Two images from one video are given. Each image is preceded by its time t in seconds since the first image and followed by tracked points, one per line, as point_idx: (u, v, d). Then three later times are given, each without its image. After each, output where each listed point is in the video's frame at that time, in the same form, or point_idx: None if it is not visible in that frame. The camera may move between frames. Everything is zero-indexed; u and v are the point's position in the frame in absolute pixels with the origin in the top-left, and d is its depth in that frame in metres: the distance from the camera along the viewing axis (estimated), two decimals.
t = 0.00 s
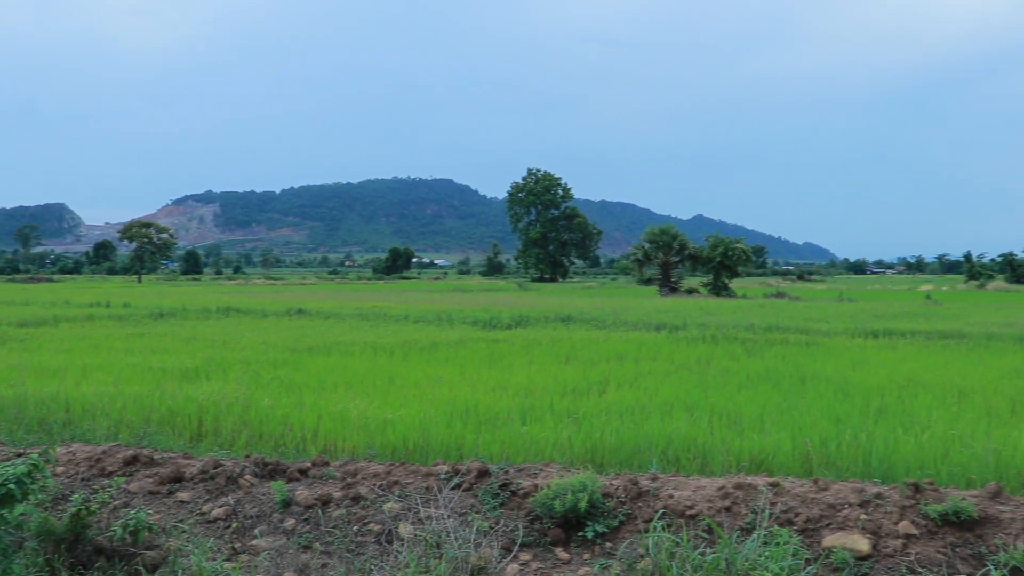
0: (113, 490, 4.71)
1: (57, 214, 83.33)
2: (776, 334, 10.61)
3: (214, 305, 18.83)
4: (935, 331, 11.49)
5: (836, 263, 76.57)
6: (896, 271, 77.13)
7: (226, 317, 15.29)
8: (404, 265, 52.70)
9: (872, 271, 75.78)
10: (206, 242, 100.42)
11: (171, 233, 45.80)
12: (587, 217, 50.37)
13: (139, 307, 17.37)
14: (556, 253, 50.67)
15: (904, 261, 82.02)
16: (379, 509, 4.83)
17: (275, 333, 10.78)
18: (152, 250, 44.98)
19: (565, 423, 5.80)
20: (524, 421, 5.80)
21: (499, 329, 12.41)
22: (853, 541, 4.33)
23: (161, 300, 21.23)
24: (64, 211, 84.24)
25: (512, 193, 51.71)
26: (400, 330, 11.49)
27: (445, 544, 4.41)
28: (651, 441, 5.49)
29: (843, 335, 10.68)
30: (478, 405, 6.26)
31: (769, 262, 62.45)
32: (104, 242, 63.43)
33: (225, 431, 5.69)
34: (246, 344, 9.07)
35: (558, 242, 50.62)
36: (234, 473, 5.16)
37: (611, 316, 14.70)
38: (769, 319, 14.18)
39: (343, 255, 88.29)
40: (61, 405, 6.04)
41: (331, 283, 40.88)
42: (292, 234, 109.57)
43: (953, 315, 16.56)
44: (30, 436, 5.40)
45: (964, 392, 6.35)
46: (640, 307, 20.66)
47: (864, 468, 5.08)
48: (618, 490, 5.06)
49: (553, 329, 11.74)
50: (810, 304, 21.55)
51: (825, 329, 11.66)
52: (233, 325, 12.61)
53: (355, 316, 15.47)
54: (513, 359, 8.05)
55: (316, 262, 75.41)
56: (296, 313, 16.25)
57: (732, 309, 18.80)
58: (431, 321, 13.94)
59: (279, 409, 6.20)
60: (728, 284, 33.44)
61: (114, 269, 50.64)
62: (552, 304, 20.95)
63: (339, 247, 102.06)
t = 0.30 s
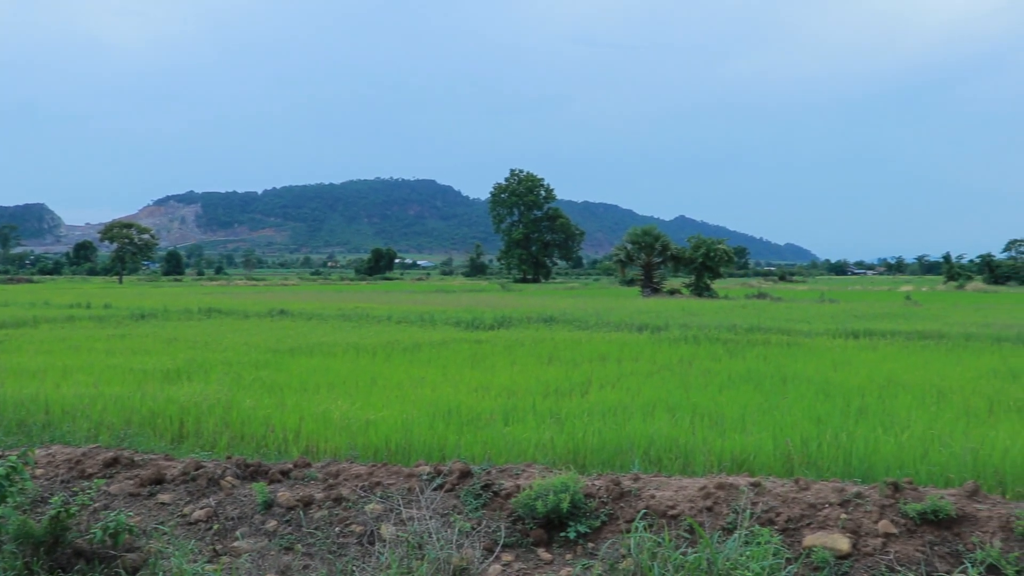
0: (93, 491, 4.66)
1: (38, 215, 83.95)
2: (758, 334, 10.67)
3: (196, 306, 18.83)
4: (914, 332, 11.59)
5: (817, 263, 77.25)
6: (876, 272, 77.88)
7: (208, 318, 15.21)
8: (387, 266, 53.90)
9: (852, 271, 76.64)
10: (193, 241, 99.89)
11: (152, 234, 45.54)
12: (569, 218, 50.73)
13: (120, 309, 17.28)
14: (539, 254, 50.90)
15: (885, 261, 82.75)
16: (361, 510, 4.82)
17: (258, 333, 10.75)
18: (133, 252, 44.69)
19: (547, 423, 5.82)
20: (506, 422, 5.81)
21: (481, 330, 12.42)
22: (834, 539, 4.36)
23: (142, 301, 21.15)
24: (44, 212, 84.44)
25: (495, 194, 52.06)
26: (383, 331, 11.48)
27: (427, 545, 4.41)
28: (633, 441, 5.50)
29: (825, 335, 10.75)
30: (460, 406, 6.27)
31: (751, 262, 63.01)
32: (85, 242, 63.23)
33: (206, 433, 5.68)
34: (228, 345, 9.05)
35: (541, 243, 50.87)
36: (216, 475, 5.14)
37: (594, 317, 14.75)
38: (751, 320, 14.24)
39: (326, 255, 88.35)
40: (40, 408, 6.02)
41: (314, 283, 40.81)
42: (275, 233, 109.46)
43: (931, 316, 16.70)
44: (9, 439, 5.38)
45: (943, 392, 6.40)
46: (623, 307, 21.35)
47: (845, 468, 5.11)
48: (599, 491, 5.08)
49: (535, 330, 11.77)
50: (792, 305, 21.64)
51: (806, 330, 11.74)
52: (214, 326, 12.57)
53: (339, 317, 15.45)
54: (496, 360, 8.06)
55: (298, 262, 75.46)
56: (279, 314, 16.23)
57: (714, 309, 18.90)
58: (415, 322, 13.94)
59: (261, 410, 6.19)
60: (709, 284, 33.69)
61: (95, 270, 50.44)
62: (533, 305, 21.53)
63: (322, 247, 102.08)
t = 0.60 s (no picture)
0: (72, 492, 4.63)
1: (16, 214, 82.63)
2: (739, 334, 10.71)
3: (176, 305, 18.77)
4: (893, 331, 11.67)
5: (798, 262, 77.70)
6: (856, 271, 78.67)
7: (189, 318, 15.22)
8: (369, 266, 53.57)
9: (834, 271, 77.38)
10: (178, 241, 99.59)
11: (133, 233, 45.39)
12: (552, 218, 50.95)
13: (100, 309, 17.12)
14: (521, 254, 51.02)
15: (865, 260, 83.66)
16: (342, 510, 4.81)
17: (238, 333, 10.72)
18: (114, 251, 44.50)
19: (528, 423, 5.83)
20: (488, 422, 5.82)
21: (463, 329, 12.42)
22: (813, 537, 4.39)
23: (123, 300, 21.09)
24: (23, 210, 83.64)
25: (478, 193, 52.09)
26: (364, 331, 11.47)
27: (408, 545, 4.40)
28: (615, 440, 5.52)
29: (805, 335, 10.80)
30: (442, 406, 6.26)
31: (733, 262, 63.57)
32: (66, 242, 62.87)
33: (186, 433, 5.67)
34: (209, 345, 9.01)
35: (524, 242, 51.06)
36: (196, 475, 5.12)
37: (575, 317, 14.80)
38: (731, 319, 14.30)
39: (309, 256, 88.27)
40: (19, 410, 6.00)
41: (297, 283, 40.73)
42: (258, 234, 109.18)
43: (908, 315, 16.87)
44: None
45: (922, 391, 6.45)
46: (605, 306, 21.14)
47: (825, 466, 5.13)
48: (581, 490, 5.08)
49: (516, 330, 11.78)
50: (773, 304, 21.58)
51: (786, 328, 11.80)
52: (195, 326, 12.58)
53: (320, 316, 15.43)
54: (477, 360, 8.06)
55: (279, 262, 75.01)
56: (260, 313, 16.19)
57: (694, 309, 18.99)
58: (396, 321, 13.92)
59: (242, 410, 6.17)
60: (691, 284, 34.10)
61: (74, 269, 50.25)
62: (515, 305, 21.25)
63: (303, 247, 101.89)
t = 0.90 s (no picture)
0: (48, 493, 4.59)
1: None
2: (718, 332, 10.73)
3: (152, 304, 18.60)
4: (871, 329, 11.72)
5: (777, 262, 78.13)
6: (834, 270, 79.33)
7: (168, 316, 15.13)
8: (348, 264, 53.66)
9: (813, 270, 77.89)
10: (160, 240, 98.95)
11: (111, 232, 45.06)
12: (531, 217, 51.04)
13: (78, 308, 16.81)
14: (501, 252, 51.06)
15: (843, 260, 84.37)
16: (320, 509, 4.80)
17: (216, 332, 10.65)
18: (91, 249, 44.19)
19: (508, 421, 5.83)
20: (467, 420, 5.82)
21: (442, 328, 12.39)
22: (790, 534, 4.41)
23: (99, 299, 20.89)
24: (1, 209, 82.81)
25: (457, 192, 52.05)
26: (343, 329, 11.41)
27: (386, 545, 4.39)
28: (594, 439, 5.53)
29: (785, 333, 10.83)
30: (421, 405, 6.26)
31: (713, 260, 63.97)
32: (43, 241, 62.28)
33: (164, 433, 5.65)
34: (187, 344, 8.96)
35: (502, 241, 51.16)
36: (173, 475, 5.09)
37: (554, 315, 14.76)
38: (712, 317, 14.29)
39: (289, 256, 88.04)
40: None
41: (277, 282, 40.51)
42: (237, 233, 108.65)
43: (882, 314, 17.00)
44: None
45: (899, 388, 6.49)
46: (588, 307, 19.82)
47: (803, 463, 5.17)
48: (560, 488, 5.09)
49: (497, 328, 11.75)
50: (752, 304, 21.21)
51: (765, 327, 11.83)
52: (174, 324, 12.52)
53: (298, 315, 15.34)
54: (457, 358, 8.06)
55: (258, 262, 74.58)
56: (237, 312, 16.07)
57: (672, 307, 18.96)
58: (375, 320, 13.83)
59: (220, 409, 6.15)
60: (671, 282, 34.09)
61: (50, 268, 49.84)
62: (496, 305, 20.11)
63: (285, 246, 101.63)
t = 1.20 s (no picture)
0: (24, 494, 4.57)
1: None
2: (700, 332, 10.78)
3: (130, 304, 18.53)
4: (851, 328, 11.79)
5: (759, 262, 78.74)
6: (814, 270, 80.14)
7: (147, 316, 15.12)
8: (330, 265, 53.64)
9: (794, 270, 78.55)
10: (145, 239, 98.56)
11: (90, 231, 44.83)
12: (513, 217, 51.16)
13: (58, 308, 16.72)
14: (483, 252, 51.17)
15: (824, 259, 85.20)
16: (300, 510, 4.78)
17: (197, 333, 10.62)
18: (70, 249, 43.99)
19: (488, 422, 5.84)
20: (448, 421, 5.83)
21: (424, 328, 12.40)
22: (770, 534, 4.41)
23: (78, 300, 20.82)
24: None
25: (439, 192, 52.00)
26: (324, 329, 11.39)
27: (366, 546, 4.38)
28: (575, 439, 5.55)
29: (765, 333, 10.89)
30: (402, 405, 6.27)
31: (694, 261, 64.42)
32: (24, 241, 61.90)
33: (143, 434, 5.64)
34: (167, 344, 8.94)
35: (484, 241, 51.26)
36: (152, 477, 5.08)
37: (535, 315, 14.80)
38: (693, 317, 14.35)
39: (269, 256, 87.76)
40: None
41: (259, 282, 40.36)
42: (217, 233, 108.13)
43: (860, 313, 17.22)
44: None
45: (878, 388, 6.53)
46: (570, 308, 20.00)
47: (783, 463, 5.19)
48: (540, 489, 5.09)
49: (479, 328, 11.77)
50: (733, 304, 21.38)
51: (746, 327, 11.89)
52: (153, 325, 12.51)
53: (279, 315, 15.34)
54: (439, 358, 8.07)
55: (240, 261, 74.43)
56: (218, 312, 16.03)
57: (651, 308, 19.04)
58: (356, 320, 13.83)
59: (200, 410, 6.14)
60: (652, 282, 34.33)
61: (30, 268, 49.53)
62: (477, 305, 20.21)
63: (267, 246, 101.54)
